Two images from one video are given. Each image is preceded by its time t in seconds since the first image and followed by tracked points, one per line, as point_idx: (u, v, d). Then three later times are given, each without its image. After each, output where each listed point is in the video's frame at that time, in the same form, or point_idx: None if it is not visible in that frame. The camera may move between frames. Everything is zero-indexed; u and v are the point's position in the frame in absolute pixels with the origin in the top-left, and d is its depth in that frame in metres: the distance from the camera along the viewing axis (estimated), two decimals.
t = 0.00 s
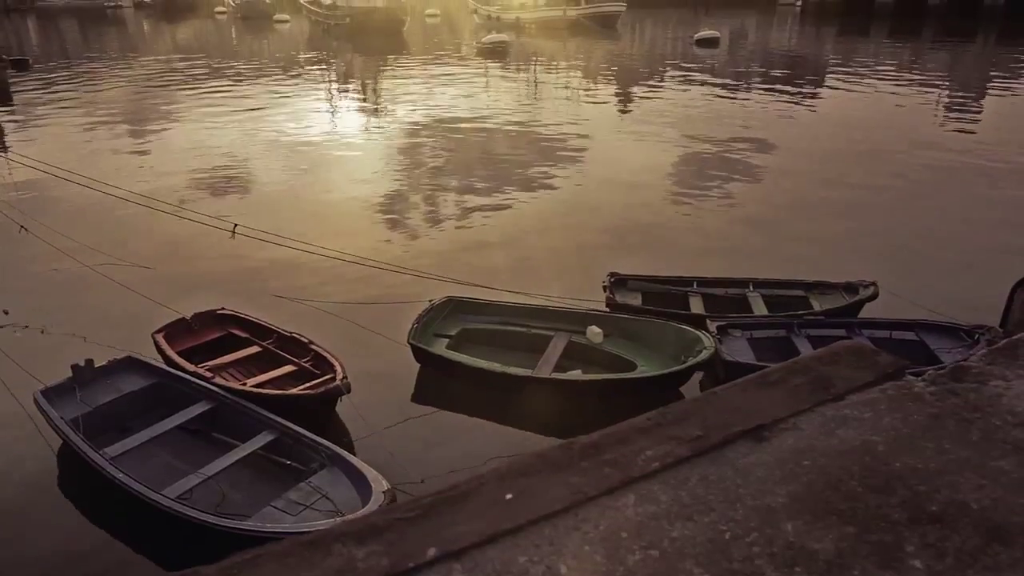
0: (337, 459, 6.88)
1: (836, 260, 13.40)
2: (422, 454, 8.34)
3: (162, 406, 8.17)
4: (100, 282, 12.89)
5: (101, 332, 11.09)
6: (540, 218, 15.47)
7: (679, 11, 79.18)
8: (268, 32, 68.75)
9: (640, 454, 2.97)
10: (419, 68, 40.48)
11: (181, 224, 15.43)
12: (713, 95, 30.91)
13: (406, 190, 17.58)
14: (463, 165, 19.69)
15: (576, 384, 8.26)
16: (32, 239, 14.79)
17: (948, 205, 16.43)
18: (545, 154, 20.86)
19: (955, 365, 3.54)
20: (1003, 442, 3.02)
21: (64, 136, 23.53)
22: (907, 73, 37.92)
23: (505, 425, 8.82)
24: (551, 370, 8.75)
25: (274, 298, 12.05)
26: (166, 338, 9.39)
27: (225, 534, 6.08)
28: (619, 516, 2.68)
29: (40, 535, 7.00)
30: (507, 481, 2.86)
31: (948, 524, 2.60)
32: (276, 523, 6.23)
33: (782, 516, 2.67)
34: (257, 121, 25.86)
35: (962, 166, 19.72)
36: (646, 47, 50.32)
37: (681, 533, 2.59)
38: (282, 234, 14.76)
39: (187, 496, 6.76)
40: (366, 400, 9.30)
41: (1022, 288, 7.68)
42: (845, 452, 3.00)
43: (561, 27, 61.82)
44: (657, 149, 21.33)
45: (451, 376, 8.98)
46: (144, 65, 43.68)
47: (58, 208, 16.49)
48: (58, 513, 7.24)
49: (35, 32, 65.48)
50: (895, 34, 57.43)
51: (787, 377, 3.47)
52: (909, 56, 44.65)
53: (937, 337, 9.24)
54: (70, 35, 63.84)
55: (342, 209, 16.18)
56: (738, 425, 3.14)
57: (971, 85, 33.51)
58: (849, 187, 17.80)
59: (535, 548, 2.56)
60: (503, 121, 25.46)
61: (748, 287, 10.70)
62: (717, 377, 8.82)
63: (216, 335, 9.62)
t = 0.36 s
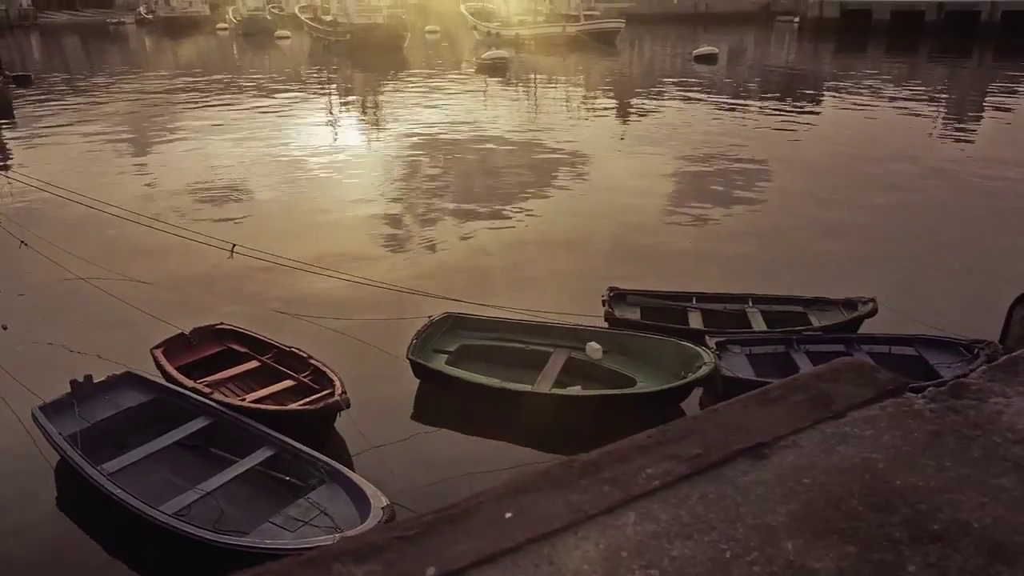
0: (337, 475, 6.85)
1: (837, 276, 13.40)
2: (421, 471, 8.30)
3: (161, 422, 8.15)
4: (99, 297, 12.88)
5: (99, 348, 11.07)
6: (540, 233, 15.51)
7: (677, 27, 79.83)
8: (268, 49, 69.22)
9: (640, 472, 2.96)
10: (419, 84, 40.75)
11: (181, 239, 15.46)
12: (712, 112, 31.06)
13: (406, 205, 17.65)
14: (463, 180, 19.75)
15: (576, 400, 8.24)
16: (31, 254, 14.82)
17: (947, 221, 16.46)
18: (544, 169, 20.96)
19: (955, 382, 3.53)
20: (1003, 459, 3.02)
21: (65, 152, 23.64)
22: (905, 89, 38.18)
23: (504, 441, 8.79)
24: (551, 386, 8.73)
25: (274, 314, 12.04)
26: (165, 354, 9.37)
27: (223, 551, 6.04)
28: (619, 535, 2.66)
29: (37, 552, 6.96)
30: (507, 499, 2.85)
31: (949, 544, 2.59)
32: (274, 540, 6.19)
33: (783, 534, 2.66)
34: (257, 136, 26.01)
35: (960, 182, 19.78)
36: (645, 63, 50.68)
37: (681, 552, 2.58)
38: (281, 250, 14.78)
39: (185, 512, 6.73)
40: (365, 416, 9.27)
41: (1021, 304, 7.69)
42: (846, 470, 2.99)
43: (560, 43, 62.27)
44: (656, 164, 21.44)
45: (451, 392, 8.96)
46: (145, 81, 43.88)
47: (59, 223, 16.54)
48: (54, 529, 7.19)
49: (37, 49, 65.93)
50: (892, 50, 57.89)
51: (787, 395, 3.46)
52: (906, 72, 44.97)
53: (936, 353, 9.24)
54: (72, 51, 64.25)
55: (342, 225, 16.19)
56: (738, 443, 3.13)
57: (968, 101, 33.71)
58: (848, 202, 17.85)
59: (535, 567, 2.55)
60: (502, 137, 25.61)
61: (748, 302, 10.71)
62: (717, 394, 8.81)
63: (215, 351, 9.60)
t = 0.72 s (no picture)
0: (335, 494, 6.82)
1: (837, 294, 13.41)
2: (420, 488, 8.26)
3: (158, 439, 8.10)
4: (99, 314, 12.87)
5: (98, 365, 11.06)
6: (539, 251, 15.56)
7: (675, 46, 80.57)
8: (270, 67, 69.81)
9: (641, 493, 2.94)
10: (419, 102, 41.07)
11: (181, 257, 15.49)
12: (710, 129, 31.29)
13: (405, 222, 17.72)
14: (462, 198, 19.80)
15: (575, 418, 8.21)
16: (30, 271, 14.83)
17: (947, 239, 16.50)
18: (543, 187, 21.07)
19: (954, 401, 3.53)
20: (1004, 480, 3.01)
21: (66, 170, 23.77)
22: (902, 107, 38.48)
23: (504, 459, 8.74)
24: (550, 405, 8.70)
25: (273, 331, 12.03)
26: (163, 370, 9.34)
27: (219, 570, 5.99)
28: (619, 557, 2.65)
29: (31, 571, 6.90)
30: (507, 520, 2.83)
31: (952, 566, 2.57)
32: (270, 559, 6.14)
33: (783, 556, 2.64)
34: (258, 154, 26.16)
35: (958, 200, 19.85)
36: (643, 82, 51.12)
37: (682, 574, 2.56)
38: (281, 267, 14.80)
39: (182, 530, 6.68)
40: (363, 433, 9.23)
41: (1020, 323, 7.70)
42: (846, 490, 2.98)
43: (559, 62, 62.82)
44: (654, 182, 21.55)
45: (450, 411, 8.94)
46: (146, 99, 44.17)
47: (58, 241, 16.58)
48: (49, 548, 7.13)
49: (40, 68, 66.46)
50: (889, 69, 58.46)
51: (786, 415, 3.45)
52: (903, 91, 45.32)
53: (936, 370, 9.23)
54: (75, 70, 64.73)
55: (342, 243, 16.22)
56: (738, 463, 3.12)
57: (965, 120, 33.93)
58: (847, 220, 17.90)
59: None
60: (502, 155, 25.78)
61: (746, 320, 10.72)
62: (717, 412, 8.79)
63: (212, 367, 9.57)
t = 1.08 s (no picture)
0: (332, 516, 6.77)
1: (838, 315, 13.40)
2: (417, 511, 8.19)
3: (155, 460, 8.05)
4: (97, 334, 12.85)
5: (97, 385, 11.02)
6: (537, 272, 15.61)
7: (673, 68, 81.35)
8: (271, 89, 70.46)
9: (640, 518, 2.92)
10: (419, 124, 41.40)
11: (180, 277, 15.49)
12: (708, 150, 31.50)
13: (405, 243, 17.77)
14: (462, 220, 19.85)
15: (575, 440, 8.17)
16: (30, 292, 14.83)
17: (946, 260, 16.52)
18: (543, 208, 21.17)
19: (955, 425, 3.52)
20: (1006, 504, 2.99)
21: (67, 191, 23.89)
22: (898, 128, 38.77)
23: (502, 481, 8.68)
24: (549, 426, 8.65)
25: (272, 352, 12.00)
26: (161, 392, 9.32)
27: None
28: None
29: None
30: (506, 546, 2.82)
31: None
32: None
33: None
34: (259, 175, 26.31)
35: (956, 220, 19.93)
36: (641, 103, 51.56)
37: None
38: (280, 288, 14.79)
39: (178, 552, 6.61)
40: (361, 454, 9.17)
41: (1020, 345, 7.68)
42: (847, 514, 2.96)
43: (558, 84, 63.42)
44: (653, 203, 21.66)
45: (448, 432, 8.89)
46: (148, 121, 44.53)
47: (59, 262, 16.61)
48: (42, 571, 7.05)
49: (44, 90, 67.04)
50: (885, 91, 58.99)
51: (787, 439, 3.44)
52: (900, 112, 45.67)
53: (935, 392, 9.20)
54: (78, 92, 65.27)
55: (342, 264, 16.24)
56: (738, 488, 3.11)
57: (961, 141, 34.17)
58: (846, 242, 17.94)
59: None
60: (501, 176, 25.94)
61: (744, 341, 10.73)
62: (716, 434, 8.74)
63: (210, 389, 9.54)
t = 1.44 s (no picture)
0: (329, 537, 6.70)
1: (838, 335, 13.38)
2: (414, 533, 8.11)
3: (151, 481, 7.99)
4: (94, 354, 12.81)
5: (93, 404, 10.99)
6: (536, 292, 15.63)
7: (670, 89, 82.07)
8: (271, 110, 70.98)
9: (639, 542, 2.91)
10: (418, 145, 41.66)
11: (179, 298, 15.48)
12: (705, 171, 31.70)
13: (403, 264, 17.80)
14: (460, 241, 19.86)
15: (572, 461, 8.12)
16: (27, 312, 14.81)
17: (946, 280, 16.54)
18: (541, 228, 21.25)
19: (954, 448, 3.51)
20: (1007, 528, 2.98)
21: (66, 211, 23.97)
22: (894, 149, 39.04)
23: (500, 504, 8.60)
24: (546, 447, 8.60)
25: (270, 373, 11.95)
26: (157, 412, 9.27)
27: None
28: None
29: None
30: (505, 570, 2.79)
31: None
32: None
33: None
34: (258, 196, 26.42)
35: (954, 240, 19.98)
36: (639, 124, 51.95)
37: None
38: (277, 309, 14.76)
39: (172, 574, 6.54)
40: (358, 475, 9.11)
41: (1018, 366, 7.68)
42: (847, 539, 2.94)
43: (556, 104, 63.90)
44: (651, 223, 21.76)
45: (445, 453, 8.83)
46: (149, 141, 44.78)
47: (57, 282, 16.60)
48: None
49: (45, 111, 67.49)
50: (881, 112, 59.47)
51: (786, 463, 3.43)
52: (896, 133, 46.00)
53: (934, 412, 9.18)
54: (79, 113, 65.74)
55: (340, 284, 16.26)
56: (737, 512, 3.08)
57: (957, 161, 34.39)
58: (846, 262, 17.95)
59: None
60: (499, 197, 26.07)
61: (742, 361, 10.72)
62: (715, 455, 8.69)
63: (207, 409, 9.49)
